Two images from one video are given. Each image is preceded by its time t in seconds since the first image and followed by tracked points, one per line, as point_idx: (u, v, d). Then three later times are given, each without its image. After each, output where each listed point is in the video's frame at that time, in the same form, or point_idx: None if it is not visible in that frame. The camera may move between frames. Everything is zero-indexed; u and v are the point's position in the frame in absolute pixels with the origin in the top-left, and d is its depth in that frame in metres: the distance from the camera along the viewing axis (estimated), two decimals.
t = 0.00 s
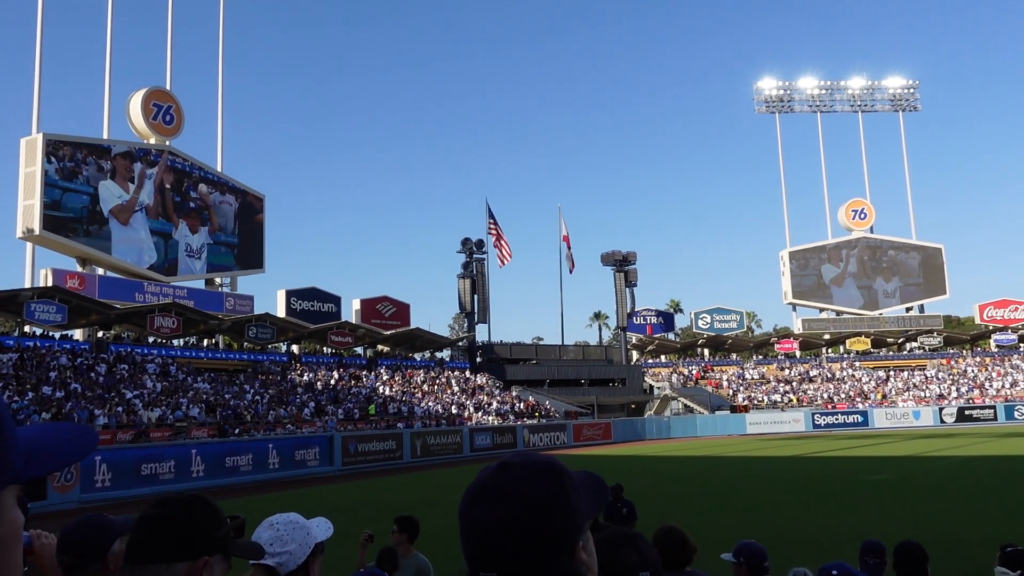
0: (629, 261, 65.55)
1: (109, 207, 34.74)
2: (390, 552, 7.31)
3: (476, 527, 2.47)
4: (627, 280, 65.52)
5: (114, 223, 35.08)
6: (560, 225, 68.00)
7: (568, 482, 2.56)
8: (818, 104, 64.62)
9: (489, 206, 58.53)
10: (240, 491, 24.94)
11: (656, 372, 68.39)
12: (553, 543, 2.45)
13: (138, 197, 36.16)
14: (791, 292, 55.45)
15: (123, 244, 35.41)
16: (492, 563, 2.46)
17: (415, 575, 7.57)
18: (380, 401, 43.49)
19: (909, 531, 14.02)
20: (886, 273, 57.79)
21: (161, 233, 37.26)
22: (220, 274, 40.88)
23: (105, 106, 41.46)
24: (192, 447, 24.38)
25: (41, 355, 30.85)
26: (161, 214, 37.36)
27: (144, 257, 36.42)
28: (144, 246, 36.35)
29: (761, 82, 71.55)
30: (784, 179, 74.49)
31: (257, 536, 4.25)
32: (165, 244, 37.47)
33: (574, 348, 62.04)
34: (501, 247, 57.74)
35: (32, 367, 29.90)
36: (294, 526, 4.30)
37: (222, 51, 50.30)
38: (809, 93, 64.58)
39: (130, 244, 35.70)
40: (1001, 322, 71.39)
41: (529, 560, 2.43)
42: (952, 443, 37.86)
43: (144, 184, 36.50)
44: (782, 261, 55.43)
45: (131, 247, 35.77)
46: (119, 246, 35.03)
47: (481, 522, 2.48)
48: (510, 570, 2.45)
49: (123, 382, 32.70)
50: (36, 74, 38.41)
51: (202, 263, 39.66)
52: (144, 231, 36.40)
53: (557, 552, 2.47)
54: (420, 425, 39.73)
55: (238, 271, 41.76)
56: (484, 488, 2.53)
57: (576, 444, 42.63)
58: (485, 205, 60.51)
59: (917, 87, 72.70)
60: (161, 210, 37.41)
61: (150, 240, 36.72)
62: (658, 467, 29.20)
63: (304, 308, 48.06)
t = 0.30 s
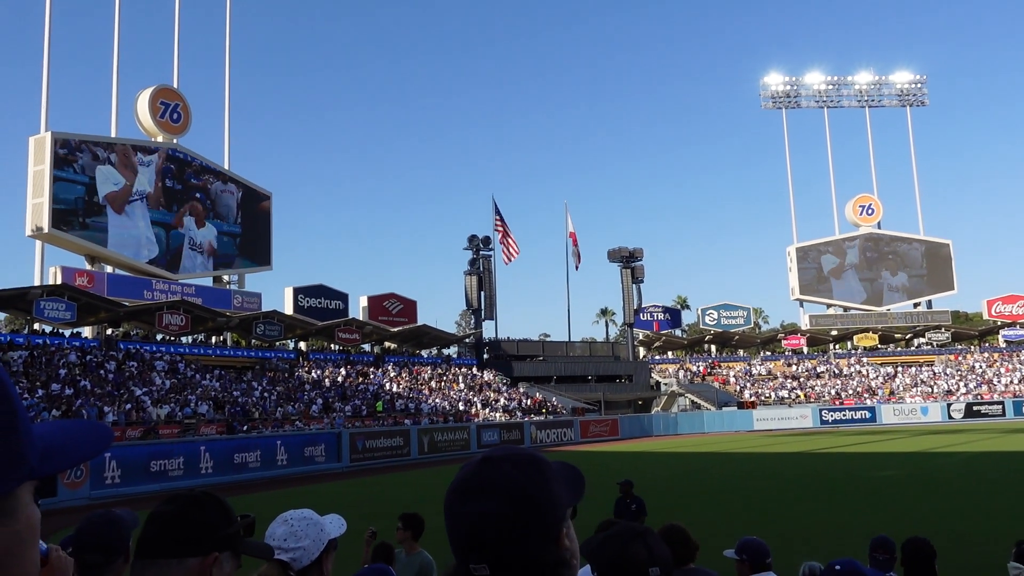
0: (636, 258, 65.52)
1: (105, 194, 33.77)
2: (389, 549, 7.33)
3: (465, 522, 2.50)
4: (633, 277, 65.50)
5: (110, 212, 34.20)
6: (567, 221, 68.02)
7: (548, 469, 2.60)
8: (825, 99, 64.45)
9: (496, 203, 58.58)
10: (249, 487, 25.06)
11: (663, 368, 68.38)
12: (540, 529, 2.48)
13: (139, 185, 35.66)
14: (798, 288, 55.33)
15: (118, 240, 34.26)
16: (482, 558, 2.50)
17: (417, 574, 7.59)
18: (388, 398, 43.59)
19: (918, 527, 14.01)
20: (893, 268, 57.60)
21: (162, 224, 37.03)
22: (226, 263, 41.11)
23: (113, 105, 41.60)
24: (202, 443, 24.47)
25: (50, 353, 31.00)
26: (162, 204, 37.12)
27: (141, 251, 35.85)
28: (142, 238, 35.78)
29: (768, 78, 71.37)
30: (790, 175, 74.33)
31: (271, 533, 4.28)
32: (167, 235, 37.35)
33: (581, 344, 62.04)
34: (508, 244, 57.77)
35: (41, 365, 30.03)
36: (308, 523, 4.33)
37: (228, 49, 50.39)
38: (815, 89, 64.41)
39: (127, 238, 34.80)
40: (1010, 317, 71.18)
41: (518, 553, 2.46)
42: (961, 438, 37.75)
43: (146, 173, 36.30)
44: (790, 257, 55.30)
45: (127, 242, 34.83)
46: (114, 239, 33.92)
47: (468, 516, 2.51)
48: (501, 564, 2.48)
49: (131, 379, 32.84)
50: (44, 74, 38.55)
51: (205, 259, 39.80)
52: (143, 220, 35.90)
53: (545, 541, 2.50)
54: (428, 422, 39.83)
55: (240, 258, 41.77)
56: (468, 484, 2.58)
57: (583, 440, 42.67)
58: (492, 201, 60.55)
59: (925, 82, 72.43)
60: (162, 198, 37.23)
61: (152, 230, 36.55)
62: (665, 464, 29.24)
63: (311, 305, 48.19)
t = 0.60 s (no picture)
0: (646, 254, 65.38)
1: (103, 178, 33.57)
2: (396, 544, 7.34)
3: (474, 512, 2.50)
4: (643, 273, 65.38)
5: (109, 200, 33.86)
6: (577, 218, 67.94)
7: (561, 465, 2.60)
8: (836, 94, 64.11)
9: (505, 199, 58.55)
10: (260, 483, 25.15)
11: (673, 364, 68.24)
12: (546, 526, 2.47)
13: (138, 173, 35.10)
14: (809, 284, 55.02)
15: (118, 229, 34.02)
16: (490, 548, 2.48)
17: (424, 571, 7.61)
18: (398, 394, 43.67)
19: (930, 523, 13.96)
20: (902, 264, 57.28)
21: (166, 215, 36.36)
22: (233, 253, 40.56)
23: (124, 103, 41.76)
24: (212, 440, 24.57)
25: (62, 350, 31.17)
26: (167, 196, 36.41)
27: (142, 248, 35.07)
28: (143, 234, 35.13)
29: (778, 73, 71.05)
30: (801, 170, 74.07)
31: (288, 528, 4.29)
32: (172, 225, 36.58)
33: (591, 340, 61.97)
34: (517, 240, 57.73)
35: (54, 361, 30.20)
36: (325, 518, 4.33)
37: (238, 47, 50.48)
38: (826, 83, 64.05)
39: (126, 229, 34.32)
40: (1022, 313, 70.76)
41: (523, 545, 2.46)
42: (973, 435, 37.58)
43: (151, 163, 35.75)
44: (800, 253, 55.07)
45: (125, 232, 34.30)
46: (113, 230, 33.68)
47: (477, 507, 2.51)
48: (507, 555, 2.47)
49: (143, 376, 33.01)
50: (55, 73, 38.72)
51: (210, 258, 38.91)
52: (144, 212, 35.25)
53: (551, 538, 2.49)
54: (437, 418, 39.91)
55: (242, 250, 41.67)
56: (478, 474, 2.58)
57: (593, 437, 42.65)
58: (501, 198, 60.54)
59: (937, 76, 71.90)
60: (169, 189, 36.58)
61: (156, 221, 35.88)
62: (675, 460, 29.20)
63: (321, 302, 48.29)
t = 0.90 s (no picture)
0: (657, 250, 65.23)
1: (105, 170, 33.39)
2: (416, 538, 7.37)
3: (491, 506, 2.52)
4: (654, 269, 65.24)
5: (109, 189, 33.61)
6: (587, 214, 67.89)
7: (578, 462, 2.60)
8: (849, 89, 63.76)
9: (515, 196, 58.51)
10: (272, 479, 25.26)
11: (685, 360, 68.07)
12: (564, 520, 2.48)
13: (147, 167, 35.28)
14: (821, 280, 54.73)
15: (120, 221, 33.88)
16: (507, 542, 2.48)
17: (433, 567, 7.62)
18: (409, 390, 43.79)
19: (945, 520, 13.90)
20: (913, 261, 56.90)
21: (175, 206, 36.69)
22: (240, 242, 40.76)
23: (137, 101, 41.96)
24: (225, 436, 24.70)
25: (77, 347, 31.35)
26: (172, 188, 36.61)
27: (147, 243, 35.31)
28: (149, 228, 35.27)
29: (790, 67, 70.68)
30: (813, 165, 73.72)
31: (304, 523, 4.31)
32: (178, 215, 36.96)
33: (602, 336, 61.90)
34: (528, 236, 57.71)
35: (69, 358, 30.39)
36: (341, 514, 4.36)
37: (249, 44, 50.63)
38: (839, 78, 63.70)
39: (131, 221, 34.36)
40: None
41: (542, 540, 2.46)
42: (987, 431, 37.37)
43: (159, 157, 35.96)
44: (813, 249, 54.84)
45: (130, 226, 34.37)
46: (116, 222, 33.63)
47: (496, 500, 2.53)
48: (523, 552, 2.47)
49: (156, 373, 33.21)
50: (68, 71, 38.96)
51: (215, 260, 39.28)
52: (151, 205, 35.43)
53: (565, 541, 2.49)
54: (449, 415, 40.01)
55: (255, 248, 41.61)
56: (497, 469, 2.58)
57: (604, 433, 42.60)
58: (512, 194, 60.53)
59: (951, 70, 71.41)
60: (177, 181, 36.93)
61: (164, 213, 36.19)
62: (686, 457, 29.14)
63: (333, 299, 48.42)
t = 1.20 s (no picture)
0: (669, 246, 65.07)
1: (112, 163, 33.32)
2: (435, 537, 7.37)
3: (501, 503, 2.53)
4: (667, 265, 65.08)
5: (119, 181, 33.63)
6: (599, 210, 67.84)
7: (592, 460, 2.58)
8: (863, 83, 63.37)
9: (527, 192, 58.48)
10: (285, 475, 25.36)
11: (698, 357, 67.89)
12: (573, 519, 2.48)
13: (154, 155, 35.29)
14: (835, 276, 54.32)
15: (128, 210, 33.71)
16: (514, 537, 2.50)
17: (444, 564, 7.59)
18: (422, 386, 43.87)
19: (959, 516, 13.83)
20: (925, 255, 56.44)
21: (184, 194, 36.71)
22: (251, 231, 40.91)
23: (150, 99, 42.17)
24: (239, 432, 24.81)
25: (91, 343, 31.54)
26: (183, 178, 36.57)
27: (158, 233, 35.21)
28: (159, 217, 35.17)
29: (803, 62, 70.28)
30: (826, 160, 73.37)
31: (316, 520, 4.32)
32: (188, 204, 36.97)
33: (614, 333, 61.83)
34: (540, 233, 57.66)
35: (84, 355, 30.59)
36: (352, 510, 4.36)
37: (261, 42, 50.75)
38: (853, 72, 63.31)
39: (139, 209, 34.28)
40: None
41: (549, 539, 2.46)
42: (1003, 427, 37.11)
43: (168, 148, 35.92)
44: (827, 245, 54.56)
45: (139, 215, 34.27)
46: (129, 216, 33.69)
47: (508, 496, 2.53)
48: (532, 548, 2.47)
49: (170, 369, 33.40)
50: (82, 69, 39.18)
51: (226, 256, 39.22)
52: (159, 193, 35.41)
53: (574, 540, 2.48)
54: (461, 411, 40.09)
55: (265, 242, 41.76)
56: (507, 466, 2.59)
57: (617, 429, 42.54)
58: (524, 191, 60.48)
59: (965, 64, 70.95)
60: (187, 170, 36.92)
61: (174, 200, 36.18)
62: (698, 453, 29.14)
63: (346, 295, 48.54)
